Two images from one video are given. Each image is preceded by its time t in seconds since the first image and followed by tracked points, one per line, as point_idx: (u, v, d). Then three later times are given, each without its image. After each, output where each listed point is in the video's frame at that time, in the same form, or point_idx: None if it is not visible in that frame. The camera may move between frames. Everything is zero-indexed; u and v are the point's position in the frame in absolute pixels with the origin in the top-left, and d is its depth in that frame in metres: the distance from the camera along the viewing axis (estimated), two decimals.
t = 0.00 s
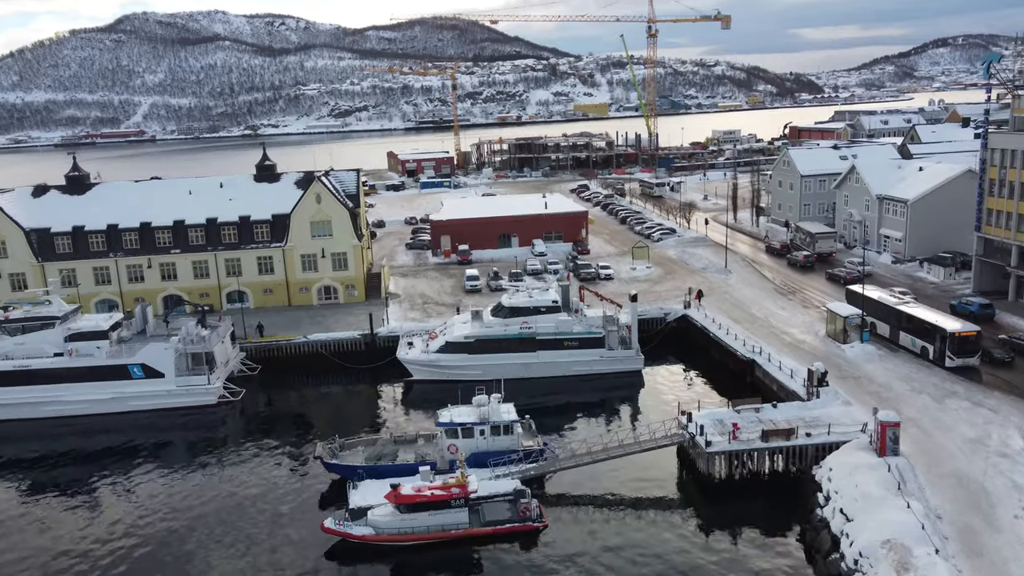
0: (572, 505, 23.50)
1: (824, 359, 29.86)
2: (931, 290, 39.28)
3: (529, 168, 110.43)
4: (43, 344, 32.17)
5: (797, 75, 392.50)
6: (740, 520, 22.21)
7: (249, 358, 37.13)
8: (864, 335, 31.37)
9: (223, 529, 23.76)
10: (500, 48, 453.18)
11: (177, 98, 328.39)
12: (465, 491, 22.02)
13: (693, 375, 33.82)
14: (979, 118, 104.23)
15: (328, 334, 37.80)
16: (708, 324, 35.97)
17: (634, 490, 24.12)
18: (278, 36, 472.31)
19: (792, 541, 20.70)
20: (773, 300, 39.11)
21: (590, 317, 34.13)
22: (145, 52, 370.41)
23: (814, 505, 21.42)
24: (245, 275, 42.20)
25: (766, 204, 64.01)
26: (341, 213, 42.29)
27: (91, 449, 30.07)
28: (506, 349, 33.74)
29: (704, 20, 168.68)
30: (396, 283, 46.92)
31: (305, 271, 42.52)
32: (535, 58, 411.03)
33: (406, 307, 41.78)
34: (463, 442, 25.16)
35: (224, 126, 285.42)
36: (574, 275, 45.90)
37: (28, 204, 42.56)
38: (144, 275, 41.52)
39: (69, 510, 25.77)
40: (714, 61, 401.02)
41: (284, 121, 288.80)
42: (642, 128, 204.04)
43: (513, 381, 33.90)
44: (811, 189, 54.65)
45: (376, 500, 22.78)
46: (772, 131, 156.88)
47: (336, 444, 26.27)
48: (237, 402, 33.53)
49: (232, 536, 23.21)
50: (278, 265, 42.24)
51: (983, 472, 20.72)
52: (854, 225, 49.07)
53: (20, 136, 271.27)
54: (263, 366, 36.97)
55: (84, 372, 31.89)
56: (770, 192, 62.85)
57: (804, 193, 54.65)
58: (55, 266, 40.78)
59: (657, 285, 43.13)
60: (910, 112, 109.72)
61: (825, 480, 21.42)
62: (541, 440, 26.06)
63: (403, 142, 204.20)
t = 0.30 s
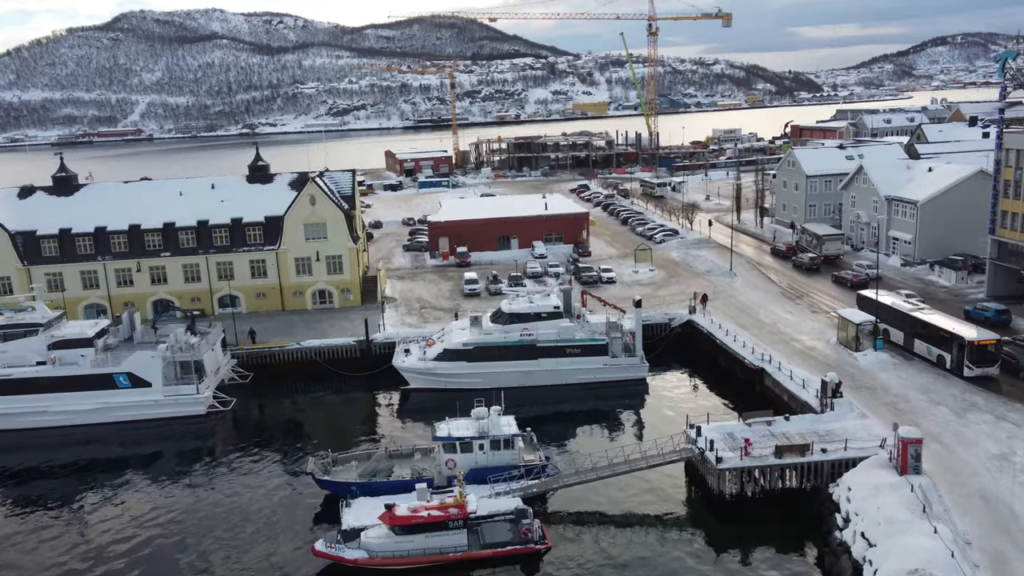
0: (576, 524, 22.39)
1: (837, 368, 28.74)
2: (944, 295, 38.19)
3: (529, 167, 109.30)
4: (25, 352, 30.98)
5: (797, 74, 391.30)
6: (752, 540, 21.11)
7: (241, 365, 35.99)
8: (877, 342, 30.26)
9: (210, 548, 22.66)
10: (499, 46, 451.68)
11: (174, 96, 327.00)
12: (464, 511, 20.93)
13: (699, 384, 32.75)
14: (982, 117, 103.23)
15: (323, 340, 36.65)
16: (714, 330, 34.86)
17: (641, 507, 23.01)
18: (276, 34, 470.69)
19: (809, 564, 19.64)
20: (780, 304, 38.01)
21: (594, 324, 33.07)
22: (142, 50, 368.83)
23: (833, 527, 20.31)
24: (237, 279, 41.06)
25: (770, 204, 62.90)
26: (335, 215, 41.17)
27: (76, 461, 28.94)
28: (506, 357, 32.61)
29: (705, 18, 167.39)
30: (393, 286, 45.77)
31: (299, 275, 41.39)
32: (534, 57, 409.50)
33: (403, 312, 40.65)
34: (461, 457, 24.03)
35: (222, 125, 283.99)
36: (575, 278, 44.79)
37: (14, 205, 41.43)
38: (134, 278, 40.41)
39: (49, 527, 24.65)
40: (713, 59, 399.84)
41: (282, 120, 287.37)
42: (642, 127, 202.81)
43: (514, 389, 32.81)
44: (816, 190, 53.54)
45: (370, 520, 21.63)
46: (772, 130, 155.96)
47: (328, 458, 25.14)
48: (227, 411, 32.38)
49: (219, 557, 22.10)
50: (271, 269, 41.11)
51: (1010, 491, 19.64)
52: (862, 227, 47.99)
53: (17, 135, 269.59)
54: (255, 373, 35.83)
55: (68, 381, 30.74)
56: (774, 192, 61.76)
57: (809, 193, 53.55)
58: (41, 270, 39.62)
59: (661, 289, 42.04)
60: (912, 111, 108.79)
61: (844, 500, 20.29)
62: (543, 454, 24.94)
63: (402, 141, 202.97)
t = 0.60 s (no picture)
0: (581, 545, 21.24)
1: (851, 379, 27.59)
2: (957, 300, 37.08)
3: (528, 167, 108.25)
4: (7, 362, 29.85)
5: (796, 73, 390.43)
6: (767, 565, 19.90)
7: (231, 373, 34.80)
8: (892, 351, 29.13)
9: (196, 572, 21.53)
10: (497, 45, 450.65)
11: (172, 95, 325.75)
12: (462, 535, 19.73)
13: (707, 394, 31.62)
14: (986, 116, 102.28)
15: (316, 347, 35.49)
16: (722, 337, 33.72)
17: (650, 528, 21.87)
18: (274, 32, 469.11)
19: None
20: (789, 310, 36.90)
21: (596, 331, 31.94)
22: (140, 49, 367.29)
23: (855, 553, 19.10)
24: (229, 283, 39.91)
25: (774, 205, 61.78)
26: (330, 217, 40.02)
27: (58, 475, 27.80)
28: (506, 365, 31.48)
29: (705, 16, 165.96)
30: (390, 290, 44.64)
31: (293, 279, 40.23)
32: (533, 55, 408.22)
33: (400, 317, 39.51)
34: (460, 474, 22.88)
35: (220, 123, 282.62)
36: (577, 282, 43.66)
37: None
38: (122, 283, 39.27)
39: (28, 547, 23.51)
40: (713, 57, 398.70)
41: (279, 119, 286.02)
42: (642, 126, 201.61)
43: (515, 399, 31.68)
44: (822, 191, 52.43)
45: (364, 542, 20.49)
46: (773, 129, 155.04)
47: (320, 475, 23.93)
48: (217, 422, 31.18)
49: None
50: (264, 273, 39.96)
51: None
52: (870, 228, 46.89)
53: (13, 134, 268.19)
54: (247, 382, 34.66)
55: (51, 392, 29.61)
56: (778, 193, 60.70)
57: (815, 194, 52.44)
58: (26, 273, 38.47)
59: (665, 293, 40.93)
60: (915, 110, 107.82)
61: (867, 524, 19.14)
62: (545, 470, 23.78)
63: (400, 141, 201.84)
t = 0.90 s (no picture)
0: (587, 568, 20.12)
1: (866, 389, 26.50)
2: (970, 304, 36.05)
3: (527, 166, 107.10)
4: None
5: (795, 72, 389.50)
6: None
7: (222, 381, 33.64)
8: (907, 360, 28.06)
9: None
10: (496, 43, 449.25)
11: (169, 93, 324.20)
12: (460, 560, 18.67)
13: (715, 404, 30.54)
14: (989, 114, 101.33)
15: (311, 354, 34.37)
16: (729, 344, 32.60)
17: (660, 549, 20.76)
18: (272, 31, 467.35)
19: None
20: (797, 315, 35.83)
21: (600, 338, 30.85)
22: (137, 47, 365.34)
23: None
24: (221, 288, 38.76)
25: (778, 206, 60.70)
26: (325, 219, 38.87)
27: (40, 489, 26.65)
28: (507, 374, 30.37)
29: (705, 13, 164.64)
30: (387, 294, 43.48)
31: (287, 283, 39.10)
32: (531, 54, 406.97)
33: (397, 322, 38.42)
34: (459, 492, 21.75)
35: (218, 122, 281.12)
36: (578, 286, 42.57)
37: None
38: (110, 287, 38.12)
39: (6, 567, 22.37)
40: (711, 56, 397.33)
41: (277, 117, 284.67)
42: (641, 125, 200.48)
43: (516, 409, 30.57)
44: (828, 191, 51.35)
45: (356, 566, 19.35)
46: (773, 128, 154.12)
47: (312, 492, 22.79)
48: (206, 434, 30.02)
49: None
50: (256, 277, 38.82)
51: None
52: (878, 230, 45.77)
53: (10, 133, 266.56)
54: (238, 391, 33.52)
55: (33, 403, 28.46)
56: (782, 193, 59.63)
57: (821, 195, 51.36)
58: (11, 278, 37.32)
59: (669, 298, 39.81)
60: (918, 108, 106.75)
61: (890, 549, 18.02)
62: (547, 488, 22.68)
63: (398, 140, 200.55)
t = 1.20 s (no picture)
0: None
1: (883, 401, 25.38)
2: (985, 309, 34.94)
3: (526, 166, 105.93)
4: None
5: (794, 71, 388.34)
6: None
7: (212, 391, 32.43)
8: (925, 369, 26.93)
9: None
10: (494, 42, 447.88)
11: (167, 92, 322.70)
12: None
13: (724, 414, 29.38)
14: (994, 113, 100.11)
15: (304, 361, 33.21)
16: (737, 352, 31.42)
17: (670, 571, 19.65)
18: (270, 30, 465.58)
19: None
20: (807, 320, 34.72)
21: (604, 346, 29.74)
22: (134, 46, 363.68)
23: None
24: (212, 292, 37.60)
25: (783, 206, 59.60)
26: (319, 221, 37.71)
27: (20, 504, 25.51)
28: (507, 383, 29.22)
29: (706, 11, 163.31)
30: (384, 298, 42.30)
31: (280, 287, 37.95)
32: (529, 52, 405.70)
33: (394, 327, 37.29)
34: (458, 511, 20.59)
35: (216, 121, 279.76)
36: (580, 289, 41.45)
37: None
38: (98, 291, 36.95)
39: None
40: (711, 54, 395.87)
41: (275, 116, 283.23)
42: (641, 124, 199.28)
43: (517, 419, 29.41)
44: (835, 192, 50.24)
45: None
46: (774, 126, 152.86)
47: (303, 512, 21.63)
48: (195, 446, 28.83)
49: None
50: (249, 281, 37.67)
51: None
52: (886, 231, 44.64)
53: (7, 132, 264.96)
54: (229, 400, 32.35)
55: (13, 414, 27.33)
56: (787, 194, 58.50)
57: (828, 195, 50.25)
58: None
59: (674, 302, 38.68)
60: (921, 107, 105.57)
61: None
62: (550, 506, 21.51)
63: (397, 138, 199.20)
